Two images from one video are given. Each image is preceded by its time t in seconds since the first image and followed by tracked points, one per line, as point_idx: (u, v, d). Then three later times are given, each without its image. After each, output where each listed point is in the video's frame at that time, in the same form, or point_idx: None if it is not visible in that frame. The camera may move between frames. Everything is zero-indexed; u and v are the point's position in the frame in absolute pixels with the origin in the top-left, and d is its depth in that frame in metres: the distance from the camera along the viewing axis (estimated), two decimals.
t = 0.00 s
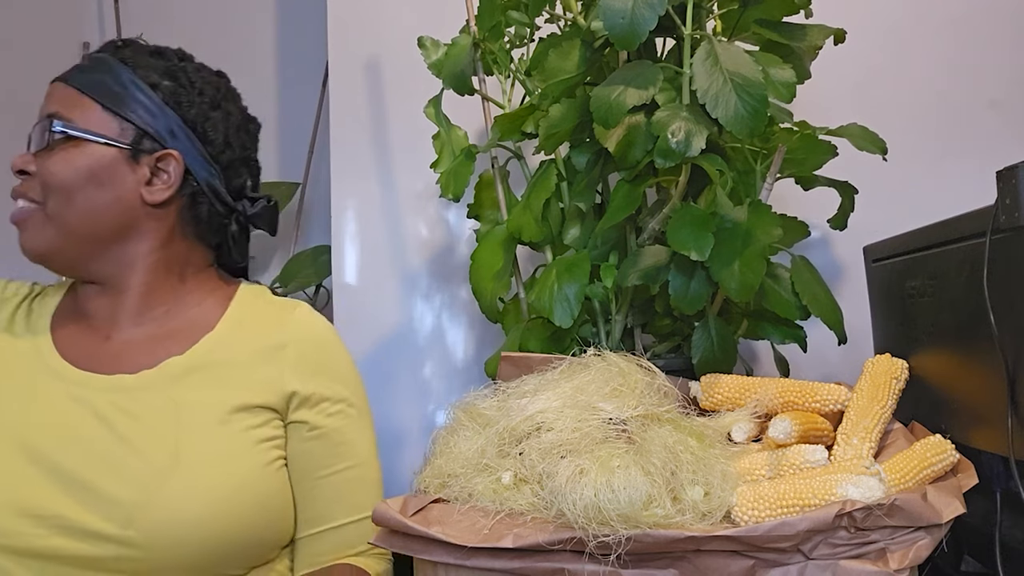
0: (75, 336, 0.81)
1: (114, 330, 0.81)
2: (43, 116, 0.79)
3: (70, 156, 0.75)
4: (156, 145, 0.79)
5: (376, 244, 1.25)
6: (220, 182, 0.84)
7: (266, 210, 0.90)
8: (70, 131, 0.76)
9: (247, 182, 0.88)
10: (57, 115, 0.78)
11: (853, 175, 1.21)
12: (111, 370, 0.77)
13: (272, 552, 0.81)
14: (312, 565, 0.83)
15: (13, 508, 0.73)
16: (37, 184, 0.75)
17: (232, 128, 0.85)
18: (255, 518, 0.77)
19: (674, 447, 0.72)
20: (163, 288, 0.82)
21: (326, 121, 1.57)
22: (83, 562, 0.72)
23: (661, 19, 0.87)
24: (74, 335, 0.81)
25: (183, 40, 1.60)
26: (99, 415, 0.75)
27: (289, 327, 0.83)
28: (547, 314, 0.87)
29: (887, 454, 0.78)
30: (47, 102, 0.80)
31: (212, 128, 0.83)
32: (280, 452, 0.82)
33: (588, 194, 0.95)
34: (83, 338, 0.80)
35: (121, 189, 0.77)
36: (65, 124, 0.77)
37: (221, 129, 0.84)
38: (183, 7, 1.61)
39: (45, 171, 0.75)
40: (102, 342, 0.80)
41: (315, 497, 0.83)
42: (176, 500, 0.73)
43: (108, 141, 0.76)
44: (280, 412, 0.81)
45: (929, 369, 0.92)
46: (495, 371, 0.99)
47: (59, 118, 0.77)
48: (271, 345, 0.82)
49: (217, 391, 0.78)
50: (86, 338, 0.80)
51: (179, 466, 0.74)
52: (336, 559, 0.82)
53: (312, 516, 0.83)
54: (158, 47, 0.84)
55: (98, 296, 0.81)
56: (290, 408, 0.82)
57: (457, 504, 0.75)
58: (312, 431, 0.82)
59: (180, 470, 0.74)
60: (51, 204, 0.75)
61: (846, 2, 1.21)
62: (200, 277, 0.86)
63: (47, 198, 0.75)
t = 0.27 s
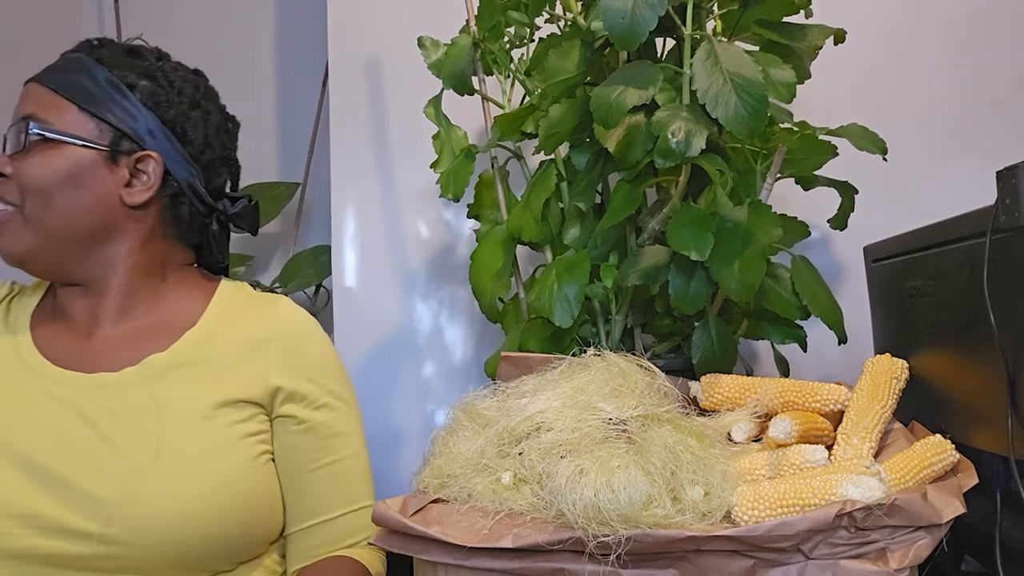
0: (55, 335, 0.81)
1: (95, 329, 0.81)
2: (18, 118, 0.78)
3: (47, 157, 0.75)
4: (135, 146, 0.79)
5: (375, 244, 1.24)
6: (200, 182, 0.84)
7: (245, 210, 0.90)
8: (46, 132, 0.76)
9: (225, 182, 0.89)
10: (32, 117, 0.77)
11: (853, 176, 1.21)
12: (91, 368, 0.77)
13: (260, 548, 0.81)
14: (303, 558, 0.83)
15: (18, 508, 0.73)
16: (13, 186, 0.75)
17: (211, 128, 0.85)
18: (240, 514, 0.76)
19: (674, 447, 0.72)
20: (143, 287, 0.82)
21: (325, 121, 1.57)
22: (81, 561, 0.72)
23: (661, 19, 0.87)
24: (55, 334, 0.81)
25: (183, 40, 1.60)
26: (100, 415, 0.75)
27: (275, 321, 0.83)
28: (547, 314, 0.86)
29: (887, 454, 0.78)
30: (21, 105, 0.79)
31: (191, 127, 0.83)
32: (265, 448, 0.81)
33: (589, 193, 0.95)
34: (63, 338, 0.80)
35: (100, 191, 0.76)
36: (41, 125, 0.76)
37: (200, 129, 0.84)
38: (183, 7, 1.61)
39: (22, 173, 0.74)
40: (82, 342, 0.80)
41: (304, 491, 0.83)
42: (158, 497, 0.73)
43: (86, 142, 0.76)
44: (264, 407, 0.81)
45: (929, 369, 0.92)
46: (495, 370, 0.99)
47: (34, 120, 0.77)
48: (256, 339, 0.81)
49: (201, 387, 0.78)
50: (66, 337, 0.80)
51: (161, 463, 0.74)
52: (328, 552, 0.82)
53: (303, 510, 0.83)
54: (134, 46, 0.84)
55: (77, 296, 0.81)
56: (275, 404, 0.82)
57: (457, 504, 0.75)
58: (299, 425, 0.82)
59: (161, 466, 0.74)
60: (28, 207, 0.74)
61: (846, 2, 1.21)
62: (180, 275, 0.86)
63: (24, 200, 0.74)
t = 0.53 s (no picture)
0: (49, 334, 0.81)
1: (87, 328, 0.81)
2: (10, 120, 0.78)
3: (37, 160, 0.75)
4: (127, 147, 0.79)
5: (375, 244, 1.24)
6: (192, 183, 0.83)
7: (241, 211, 0.90)
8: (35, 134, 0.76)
9: (218, 183, 0.88)
10: (24, 118, 0.77)
11: (853, 175, 1.21)
12: (84, 367, 0.78)
13: (252, 545, 0.81)
14: (297, 556, 0.83)
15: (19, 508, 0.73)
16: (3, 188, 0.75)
17: (204, 129, 0.84)
18: (231, 512, 0.76)
19: (674, 447, 0.72)
20: (135, 286, 0.82)
21: (325, 121, 1.57)
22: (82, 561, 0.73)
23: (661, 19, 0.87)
24: (49, 333, 0.81)
25: (183, 40, 1.60)
26: (103, 414, 0.75)
27: (269, 319, 0.83)
28: (547, 314, 0.87)
29: (887, 454, 0.78)
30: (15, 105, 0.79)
31: (183, 129, 0.82)
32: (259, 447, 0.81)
33: (588, 194, 0.95)
34: (56, 337, 0.81)
35: (90, 193, 0.77)
36: (32, 127, 0.76)
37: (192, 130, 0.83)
38: (183, 7, 1.61)
39: (13, 176, 0.74)
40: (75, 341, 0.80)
41: (300, 490, 0.82)
42: (148, 494, 0.73)
43: (76, 145, 0.76)
44: (256, 404, 0.81)
45: (929, 369, 0.92)
46: (495, 371, 0.99)
47: (25, 121, 0.77)
48: (249, 337, 0.82)
49: (193, 385, 0.78)
50: (60, 336, 0.81)
51: (151, 459, 0.74)
52: (322, 550, 0.82)
53: (296, 507, 0.83)
54: (126, 46, 0.83)
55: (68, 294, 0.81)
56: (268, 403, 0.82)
57: (457, 504, 0.75)
58: (292, 423, 0.82)
59: (152, 463, 0.74)
60: (19, 209, 0.75)
61: (846, 2, 1.21)
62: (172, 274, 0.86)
63: (16, 202, 0.75)
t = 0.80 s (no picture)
0: (50, 332, 0.81)
1: (89, 326, 0.81)
2: (13, 121, 0.78)
3: (41, 162, 0.75)
4: (130, 150, 0.79)
5: (375, 244, 1.24)
6: (195, 185, 0.84)
7: (241, 212, 0.90)
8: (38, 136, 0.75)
9: (219, 184, 0.89)
10: (27, 120, 0.77)
11: (853, 175, 1.21)
12: (84, 364, 0.78)
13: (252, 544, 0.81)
14: (298, 555, 0.83)
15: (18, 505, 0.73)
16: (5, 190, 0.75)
17: (206, 131, 0.85)
18: (231, 511, 0.76)
19: (674, 447, 0.72)
20: (137, 286, 0.82)
21: (325, 121, 1.57)
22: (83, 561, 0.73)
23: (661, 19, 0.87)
24: (50, 331, 0.81)
25: (183, 40, 1.60)
26: (105, 413, 0.75)
27: (270, 319, 0.83)
28: (547, 314, 0.87)
29: (887, 454, 0.78)
30: (17, 106, 0.79)
31: (186, 130, 0.83)
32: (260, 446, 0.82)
33: (589, 194, 0.95)
34: (57, 335, 0.81)
35: (93, 196, 0.77)
36: (35, 128, 0.76)
37: (194, 132, 0.84)
38: (183, 7, 1.61)
39: (15, 178, 0.74)
40: (76, 339, 0.80)
41: (300, 489, 0.83)
42: (149, 492, 0.73)
43: (80, 148, 0.76)
44: (257, 403, 0.81)
45: (929, 369, 0.92)
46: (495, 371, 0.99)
47: (28, 123, 0.77)
48: (249, 336, 0.81)
49: (194, 384, 0.78)
50: (61, 334, 0.81)
51: (151, 458, 0.74)
52: (322, 548, 0.83)
53: (296, 506, 0.83)
54: (127, 47, 0.83)
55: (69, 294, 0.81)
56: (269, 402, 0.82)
57: (457, 504, 0.75)
58: (293, 422, 0.82)
59: (152, 462, 0.74)
60: (21, 211, 0.74)
61: (846, 2, 1.21)
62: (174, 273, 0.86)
63: (18, 204, 0.74)
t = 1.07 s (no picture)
0: (54, 330, 0.81)
1: (95, 325, 0.81)
2: (23, 123, 0.78)
3: (53, 164, 0.75)
4: (142, 152, 0.79)
5: (375, 244, 1.24)
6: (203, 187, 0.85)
7: (248, 214, 0.91)
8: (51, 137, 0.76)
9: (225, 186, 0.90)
10: (38, 122, 0.77)
11: (853, 175, 1.21)
12: (89, 361, 0.78)
13: (256, 542, 0.81)
14: (301, 553, 0.83)
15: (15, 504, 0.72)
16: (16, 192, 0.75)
17: (213, 133, 0.86)
18: (232, 511, 0.76)
19: (674, 447, 0.72)
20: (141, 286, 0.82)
21: (325, 121, 1.57)
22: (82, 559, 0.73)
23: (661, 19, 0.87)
24: (54, 329, 0.81)
25: (183, 40, 1.60)
26: (109, 410, 0.75)
27: (273, 319, 0.83)
28: (547, 314, 0.87)
29: (887, 454, 0.78)
30: (26, 108, 0.79)
31: (195, 132, 0.84)
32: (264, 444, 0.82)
33: (589, 194, 0.95)
34: (61, 333, 0.81)
35: (104, 199, 0.77)
36: (47, 130, 0.76)
37: (203, 134, 0.85)
38: (183, 7, 1.61)
39: (25, 179, 0.74)
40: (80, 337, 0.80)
41: (301, 488, 0.83)
42: (152, 490, 0.73)
43: (93, 149, 0.77)
44: (261, 402, 0.81)
45: (929, 369, 0.92)
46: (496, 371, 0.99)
47: (40, 125, 0.77)
48: (253, 336, 0.82)
49: (200, 381, 0.78)
50: (65, 332, 0.81)
51: (157, 454, 0.74)
52: (324, 547, 0.83)
53: (299, 505, 0.83)
54: (134, 50, 0.84)
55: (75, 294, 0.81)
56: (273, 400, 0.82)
57: (457, 504, 0.75)
58: (296, 421, 0.82)
59: (152, 462, 0.74)
60: (31, 213, 0.74)
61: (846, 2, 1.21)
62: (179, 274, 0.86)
63: (28, 206, 0.74)
